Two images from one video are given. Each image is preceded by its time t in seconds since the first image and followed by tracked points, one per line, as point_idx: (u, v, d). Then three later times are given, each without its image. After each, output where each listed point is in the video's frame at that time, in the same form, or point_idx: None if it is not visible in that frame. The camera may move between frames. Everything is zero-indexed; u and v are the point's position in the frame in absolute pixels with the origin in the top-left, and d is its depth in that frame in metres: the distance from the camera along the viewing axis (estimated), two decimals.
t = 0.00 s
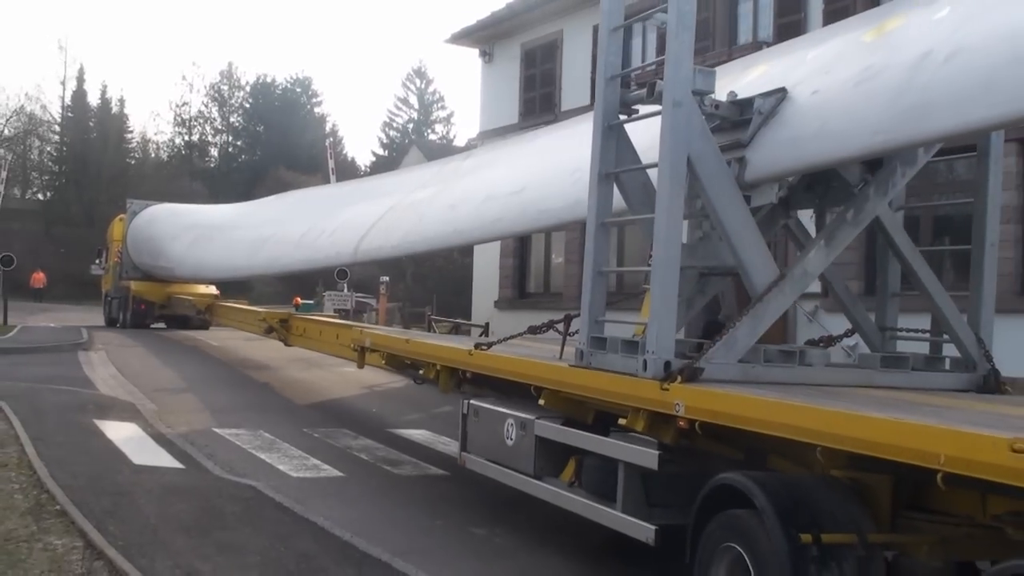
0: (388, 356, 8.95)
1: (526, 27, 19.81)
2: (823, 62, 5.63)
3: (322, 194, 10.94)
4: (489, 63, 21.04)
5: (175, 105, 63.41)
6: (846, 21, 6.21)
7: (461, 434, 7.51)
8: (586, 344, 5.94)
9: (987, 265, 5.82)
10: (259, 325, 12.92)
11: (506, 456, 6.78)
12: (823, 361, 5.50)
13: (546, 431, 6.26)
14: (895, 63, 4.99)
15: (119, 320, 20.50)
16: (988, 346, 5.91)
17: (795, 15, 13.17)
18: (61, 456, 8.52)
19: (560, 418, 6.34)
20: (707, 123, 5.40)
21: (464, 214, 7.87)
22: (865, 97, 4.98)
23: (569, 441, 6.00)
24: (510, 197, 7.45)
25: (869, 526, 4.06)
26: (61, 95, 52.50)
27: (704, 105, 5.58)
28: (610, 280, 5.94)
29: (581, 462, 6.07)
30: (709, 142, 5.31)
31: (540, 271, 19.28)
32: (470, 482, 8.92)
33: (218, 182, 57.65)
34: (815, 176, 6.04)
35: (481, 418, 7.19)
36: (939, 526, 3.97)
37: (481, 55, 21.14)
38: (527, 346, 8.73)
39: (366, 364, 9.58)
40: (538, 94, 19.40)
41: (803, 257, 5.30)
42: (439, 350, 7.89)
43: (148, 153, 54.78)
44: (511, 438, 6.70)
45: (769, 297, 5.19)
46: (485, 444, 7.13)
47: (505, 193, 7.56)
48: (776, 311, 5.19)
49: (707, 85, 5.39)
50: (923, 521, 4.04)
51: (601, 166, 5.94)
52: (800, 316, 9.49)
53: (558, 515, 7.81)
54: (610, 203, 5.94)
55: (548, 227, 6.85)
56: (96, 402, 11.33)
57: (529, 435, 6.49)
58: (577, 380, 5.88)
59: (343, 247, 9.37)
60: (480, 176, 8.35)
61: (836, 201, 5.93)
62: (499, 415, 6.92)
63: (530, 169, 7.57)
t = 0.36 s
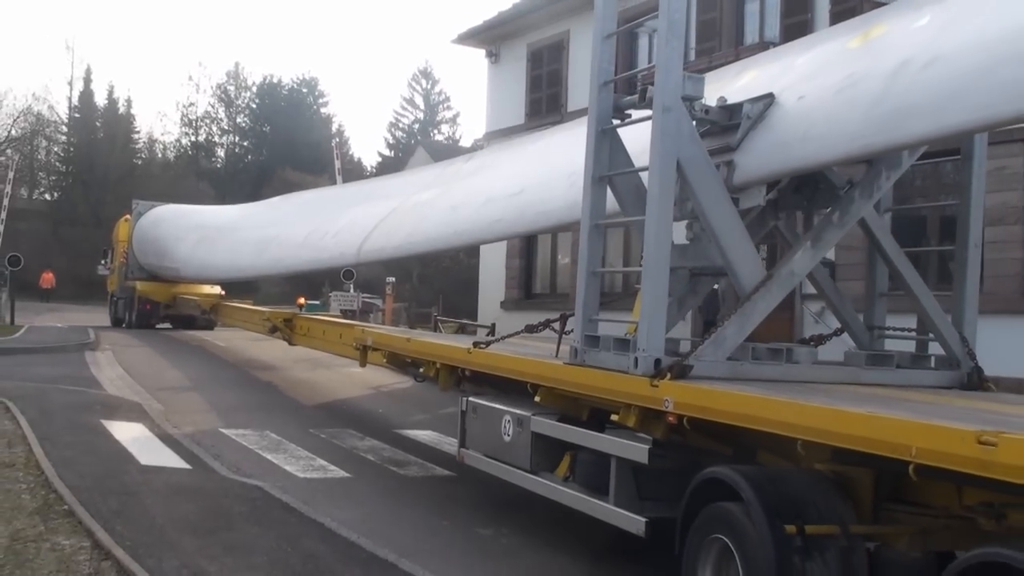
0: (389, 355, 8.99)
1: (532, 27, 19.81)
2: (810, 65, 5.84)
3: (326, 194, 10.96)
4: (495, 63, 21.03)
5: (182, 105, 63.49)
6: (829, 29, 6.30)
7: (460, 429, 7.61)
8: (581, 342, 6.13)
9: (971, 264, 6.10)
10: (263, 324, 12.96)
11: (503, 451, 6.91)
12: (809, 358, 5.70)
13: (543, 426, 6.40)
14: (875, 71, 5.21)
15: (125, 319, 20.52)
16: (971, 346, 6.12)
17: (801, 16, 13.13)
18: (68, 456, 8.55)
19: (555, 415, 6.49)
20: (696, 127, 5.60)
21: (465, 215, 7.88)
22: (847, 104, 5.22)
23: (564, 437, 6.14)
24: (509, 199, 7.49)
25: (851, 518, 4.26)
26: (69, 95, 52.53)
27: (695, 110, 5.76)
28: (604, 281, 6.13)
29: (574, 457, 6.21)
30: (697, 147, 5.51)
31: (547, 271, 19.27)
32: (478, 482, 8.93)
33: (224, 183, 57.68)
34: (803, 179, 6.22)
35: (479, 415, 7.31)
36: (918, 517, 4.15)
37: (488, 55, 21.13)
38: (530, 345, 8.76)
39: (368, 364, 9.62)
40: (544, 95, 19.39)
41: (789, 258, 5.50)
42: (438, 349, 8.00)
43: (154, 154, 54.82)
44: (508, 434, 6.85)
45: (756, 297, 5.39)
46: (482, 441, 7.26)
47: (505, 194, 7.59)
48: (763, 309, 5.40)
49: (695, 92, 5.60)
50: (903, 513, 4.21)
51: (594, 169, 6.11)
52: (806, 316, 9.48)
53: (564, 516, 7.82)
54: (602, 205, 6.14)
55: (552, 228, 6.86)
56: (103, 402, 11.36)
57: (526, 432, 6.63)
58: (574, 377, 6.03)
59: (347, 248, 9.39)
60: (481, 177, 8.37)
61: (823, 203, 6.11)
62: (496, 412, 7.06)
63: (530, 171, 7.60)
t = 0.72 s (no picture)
0: (389, 357, 9.00)
1: (535, 32, 19.86)
2: (799, 76, 5.92)
3: (328, 200, 10.98)
4: (498, 68, 21.05)
5: (185, 109, 63.53)
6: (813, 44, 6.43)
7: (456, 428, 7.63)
8: (574, 344, 6.27)
9: (953, 270, 6.27)
10: (265, 327, 12.99)
11: (498, 450, 6.96)
12: (795, 361, 5.87)
13: (537, 426, 6.46)
14: (859, 82, 5.29)
15: (127, 323, 20.50)
16: (954, 350, 6.26)
17: (805, 22, 13.16)
18: (71, 460, 8.55)
19: (550, 414, 6.57)
20: (686, 136, 5.79)
21: (464, 221, 7.90)
22: (831, 115, 5.29)
23: (558, 437, 6.21)
24: (507, 204, 7.51)
25: (831, 513, 4.43)
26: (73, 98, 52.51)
27: (685, 120, 5.95)
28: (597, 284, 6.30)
29: (568, 456, 6.29)
30: (687, 155, 5.70)
31: (550, 276, 19.28)
32: (481, 486, 8.95)
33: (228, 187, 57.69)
34: (791, 187, 6.35)
35: (475, 414, 7.32)
36: (895, 512, 4.32)
37: (491, 60, 21.16)
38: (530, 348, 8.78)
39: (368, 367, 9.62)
40: (547, 100, 19.43)
41: (775, 264, 5.67)
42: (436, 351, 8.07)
43: (158, 158, 54.81)
44: (503, 433, 6.89)
45: (743, 301, 5.57)
46: (478, 440, 7.28)
47: (503, 199, 7.61)
48: (750, 313, 5.58)
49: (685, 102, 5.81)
50: (882, 508, 4.38)
51: (588, 176, 6.25)
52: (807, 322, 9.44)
53: (567, 520, 7.83)
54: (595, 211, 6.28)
55: (552, 233, 6.86)
56: (107, 406, 11.37)
57: (521, 431, 6.68)
58: (570, 379, 6.11)
59: (348, 252, 9.41)
60: (481, 183, 8.39)
61: (810, 211, 6.25)
62: (492, 412, 7.10)
63: (528, 177, 7.63)
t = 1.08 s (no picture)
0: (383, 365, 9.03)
1: (535, 42, 19.94)
2: (777, 91, 6.16)
3: (324, 209, 11.01)
4: (498, 78, 21.10)
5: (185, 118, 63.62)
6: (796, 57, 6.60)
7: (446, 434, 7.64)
8: (560, 351, 6.35)
9: (929, 281, 6.39)
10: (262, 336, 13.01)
11: (486, 455, 6.96)
12: (776, 368, 5.90)
13: (523, 431, 6.48)
14: (833, 98, 5.53)
15: (125, 332, 20.49)
16: (930, 358, 6.35)
17: (802, 33, 13.22)
18: (70, 469, 8.54)
19: (536, 420, 6.61)
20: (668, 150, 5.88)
21: (457, 230, 7.92)
22: (806, 129, 5.53)
23: (544, 441, 6.24)
24: (499, 214, 7.54)
25: (806, 515, 4.50)
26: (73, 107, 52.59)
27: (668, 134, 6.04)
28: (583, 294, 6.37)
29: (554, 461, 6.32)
30: (669, 169, 5.78)
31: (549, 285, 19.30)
32: (479, 496, 8.95)
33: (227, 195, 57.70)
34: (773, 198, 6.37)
35: (465, 421, 7.33)
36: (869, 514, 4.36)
37: (490, 70, 21.22)
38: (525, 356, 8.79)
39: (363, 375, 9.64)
40: (546, 110, 19.48)
41: (755, 273, 5.70)
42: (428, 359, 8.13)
43: (157, 167, 54.80)
44: (491, 439, 6.90)
45: (724, 309, 5.63)
46: (467, 446, 7.28)
47: (495, 209, 7.65)
48: (730, 321, 5.63)
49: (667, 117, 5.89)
50: (856, 511, 4.42)
51: (573, 189, 6.33)
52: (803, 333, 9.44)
53: (566, 530, 7.82)
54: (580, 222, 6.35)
55: (543, 243, 6.89)
56: (105, 415, 11.36)
57: (509, 436, 6.69)
58: (557, 386, 6.17)
59: (344, 261, 9.43)
60: (474, 193, 8.42)
61: (790, 222, 6.32)
62: (480, 418, 7.11)
63: (520, 187, 7.67)
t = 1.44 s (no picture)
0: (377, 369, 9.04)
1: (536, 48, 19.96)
2: (759, 102, 6.19)
3: (322, 215, 11.01)
4: (499, 83, 21.05)
5: (185, 125, 63.66)
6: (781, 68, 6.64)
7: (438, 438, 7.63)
8: (547, 355, 6.36)
9: (905, 285, 6.41)
10: (259, 341, 12.99)
11: (477, 457, 6.95)
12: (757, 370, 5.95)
13: (512, 433, 6.48)
14: (810, 109, 5.56)
15: (126, 338, 20.47)
16: (908, 361, 6.41)
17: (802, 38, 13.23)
18: (70, 475, 8.53)
19: (525, 421, 6.60)
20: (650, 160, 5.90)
21: (451, 235, 7.93)
22: (782, 139, 5.55)
23: (532, 442, 6.24)
24: (491, 220, 7.54)
25: (784, 512, 4.53)
26: (74, 113, 52.63)
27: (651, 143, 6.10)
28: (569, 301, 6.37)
29: (543, 462, 6.31)
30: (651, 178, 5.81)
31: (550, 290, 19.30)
32: (478, 501, 8.94)
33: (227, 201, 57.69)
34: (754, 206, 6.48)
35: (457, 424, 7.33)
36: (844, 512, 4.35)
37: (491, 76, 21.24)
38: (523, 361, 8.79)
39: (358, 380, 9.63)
40: (547, 115, 19.50)
41: (734, 280, 5.73)
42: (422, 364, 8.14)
43: (158, 173, 54.71)
44: (482, 441, 6.90)
45: (704, 315, 5.66)
46: (459, 448, 7.27)
47: (489, 215, 7.65)
48: (712, 325, 5.67)
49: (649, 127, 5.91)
50: (832, 508, 4.43)
51: (560, 198, 6.35)
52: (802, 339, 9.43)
53: (566, 535, 7.81)
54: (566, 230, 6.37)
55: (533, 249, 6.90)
56: (106, 421, 11.34)
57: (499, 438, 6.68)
58: (545, 389, 6.17)
59: (341, 266, 9.43)
60: (468, 198, 8.42)
61: (771, 228, 6.47)
62: (471, 421, 7.11)
63: (513, 193, 7.66)
